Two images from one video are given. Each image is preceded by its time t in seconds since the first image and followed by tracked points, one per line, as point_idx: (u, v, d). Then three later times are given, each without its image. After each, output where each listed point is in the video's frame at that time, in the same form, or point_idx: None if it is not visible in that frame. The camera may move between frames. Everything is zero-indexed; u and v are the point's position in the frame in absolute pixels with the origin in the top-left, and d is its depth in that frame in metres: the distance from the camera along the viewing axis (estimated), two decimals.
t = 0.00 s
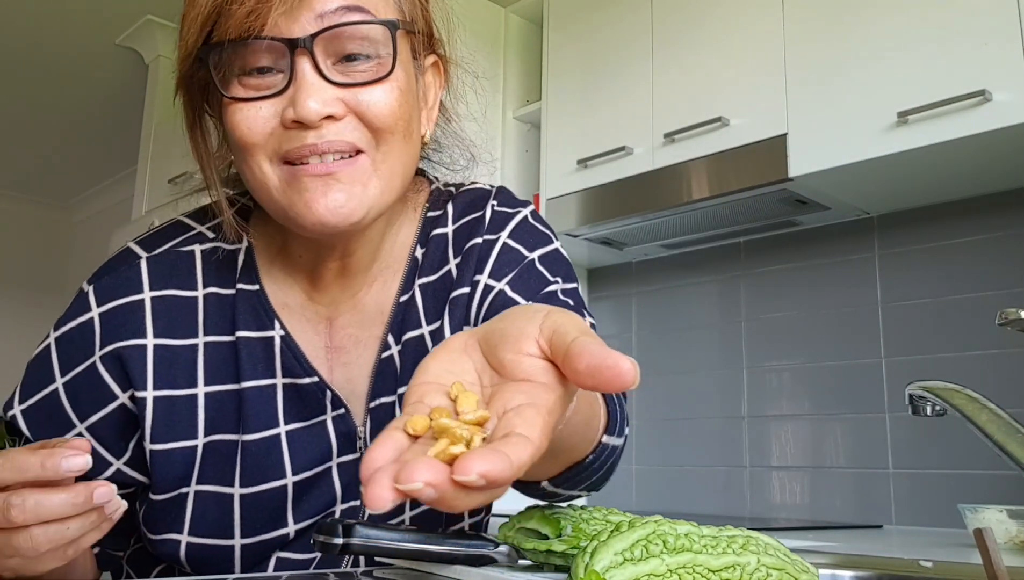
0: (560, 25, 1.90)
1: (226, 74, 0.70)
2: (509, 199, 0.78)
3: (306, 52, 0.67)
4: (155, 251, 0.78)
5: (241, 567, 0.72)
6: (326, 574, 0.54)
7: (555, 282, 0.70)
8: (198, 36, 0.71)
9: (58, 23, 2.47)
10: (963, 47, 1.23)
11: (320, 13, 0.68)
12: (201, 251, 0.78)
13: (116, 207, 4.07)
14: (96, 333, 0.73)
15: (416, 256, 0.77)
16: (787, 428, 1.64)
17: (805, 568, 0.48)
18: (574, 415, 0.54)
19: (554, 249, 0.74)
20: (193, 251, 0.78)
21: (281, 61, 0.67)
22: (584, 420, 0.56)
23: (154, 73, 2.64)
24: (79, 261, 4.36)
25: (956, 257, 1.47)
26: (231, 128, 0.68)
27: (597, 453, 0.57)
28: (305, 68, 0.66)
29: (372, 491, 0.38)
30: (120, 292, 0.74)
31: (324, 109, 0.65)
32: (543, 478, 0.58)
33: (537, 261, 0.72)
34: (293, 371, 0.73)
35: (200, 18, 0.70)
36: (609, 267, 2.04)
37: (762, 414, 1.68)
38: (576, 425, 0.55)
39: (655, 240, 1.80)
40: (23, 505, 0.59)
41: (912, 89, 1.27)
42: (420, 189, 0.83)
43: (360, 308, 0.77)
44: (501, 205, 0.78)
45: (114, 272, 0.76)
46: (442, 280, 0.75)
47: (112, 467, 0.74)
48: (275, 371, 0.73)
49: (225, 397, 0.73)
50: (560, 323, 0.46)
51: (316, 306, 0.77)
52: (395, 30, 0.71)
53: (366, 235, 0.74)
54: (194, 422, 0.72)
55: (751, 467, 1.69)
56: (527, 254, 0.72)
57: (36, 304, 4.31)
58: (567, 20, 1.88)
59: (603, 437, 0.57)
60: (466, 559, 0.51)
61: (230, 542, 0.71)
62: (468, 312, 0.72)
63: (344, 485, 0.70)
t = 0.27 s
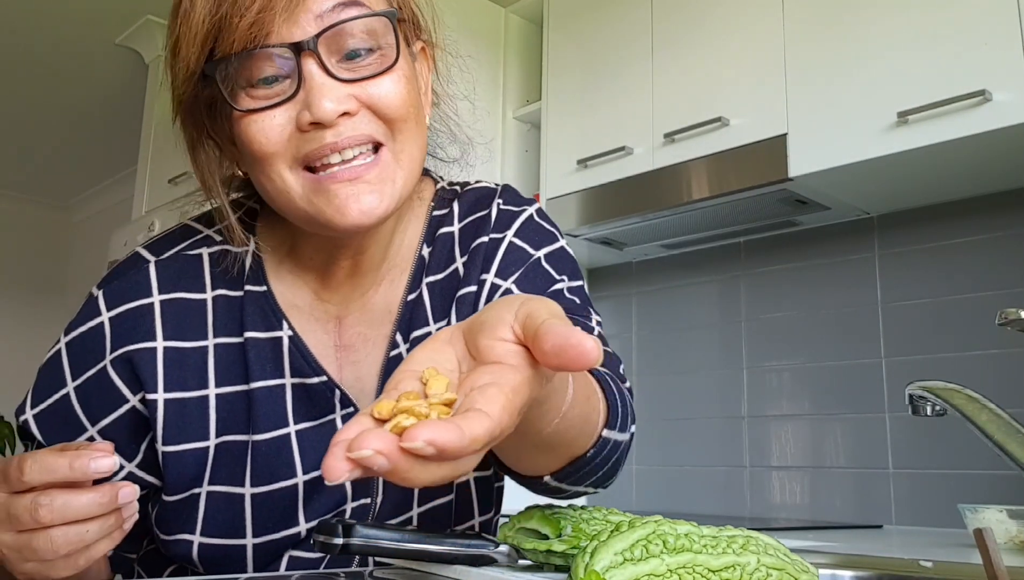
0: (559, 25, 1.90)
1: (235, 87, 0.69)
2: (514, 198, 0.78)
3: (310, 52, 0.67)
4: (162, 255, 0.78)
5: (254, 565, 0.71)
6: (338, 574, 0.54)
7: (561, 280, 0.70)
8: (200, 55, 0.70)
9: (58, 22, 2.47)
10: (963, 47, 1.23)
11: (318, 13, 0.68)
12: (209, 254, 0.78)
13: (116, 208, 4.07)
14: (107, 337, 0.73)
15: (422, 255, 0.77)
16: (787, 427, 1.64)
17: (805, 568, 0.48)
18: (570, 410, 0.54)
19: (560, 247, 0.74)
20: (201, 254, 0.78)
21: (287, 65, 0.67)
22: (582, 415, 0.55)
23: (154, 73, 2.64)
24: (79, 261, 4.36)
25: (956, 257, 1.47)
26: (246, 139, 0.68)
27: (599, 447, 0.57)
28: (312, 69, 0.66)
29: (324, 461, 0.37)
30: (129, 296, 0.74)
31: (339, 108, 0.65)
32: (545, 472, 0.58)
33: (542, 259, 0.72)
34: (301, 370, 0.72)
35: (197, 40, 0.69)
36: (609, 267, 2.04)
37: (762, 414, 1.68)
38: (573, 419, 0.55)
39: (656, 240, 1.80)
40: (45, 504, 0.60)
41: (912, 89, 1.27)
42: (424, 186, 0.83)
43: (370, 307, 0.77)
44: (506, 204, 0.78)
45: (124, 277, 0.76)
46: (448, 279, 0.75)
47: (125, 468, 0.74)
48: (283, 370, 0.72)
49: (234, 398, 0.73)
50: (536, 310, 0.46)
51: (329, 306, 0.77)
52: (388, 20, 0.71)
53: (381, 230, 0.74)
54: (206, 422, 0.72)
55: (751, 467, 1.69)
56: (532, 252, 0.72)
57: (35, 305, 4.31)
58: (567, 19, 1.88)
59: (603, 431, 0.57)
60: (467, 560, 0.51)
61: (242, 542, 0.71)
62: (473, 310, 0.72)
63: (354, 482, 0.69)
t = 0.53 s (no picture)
0: (559, 26, 1.90)
1: (218, 91, 0.69)
2: (513, 193, 0.79)
3: (292, 54, 0.66)
4: (161, 260, 0.79)
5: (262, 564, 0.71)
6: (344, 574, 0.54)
7: (561, 275, 0.71)
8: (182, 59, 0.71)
9: (58, 23, 2.47)
10: (963, 47, 1.23)
11: (299, 14, 0.67)
12: (209, 259, 0.79)
13: (116, 208, 4.06)
14: (109, 343, 0.74)
15: (422, 252, 0.77)
16: (787, 427, 1.64)
17: (806, 568, 0.48)
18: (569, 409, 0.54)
19: (559, 242, 0.74)
20: (199, 259, 0.79)
21: (269, 68, 0.67)
22: (580, 415, 0.55)
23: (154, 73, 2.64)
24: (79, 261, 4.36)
25: (956, 257, 1.47)
26: (232, 144, 0.68)
27: (599, 446, 0.57)
28: (294, 71, 0.66)
29: (312, 471, 0.37)
30: (130, 302, 0.75)
31: (321, 109, 0.65)
32: (548, 472, 0.58)
33: (542, 255, 0.72)
34: (304, 370, 0.72)
35: (180, 45, 0.70)
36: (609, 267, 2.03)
37: (762, 414, 1.68)
38: (571, 419, 0.55)
39: (656, 240, 1.80)
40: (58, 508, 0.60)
41: (912, 89, 1.27)
42: (421, 183, 0.82)
43: (371, 306, 0.77)
44: (505, 200, 0.78)
45: (123, 282, 0.76)
46: (450, 276, 0.76)
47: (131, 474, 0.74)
48: (286, 372, 0.72)
49: (237, 400, 0.73)
50: (525, 312, 0.46)
51: (328, 304, 0.77)
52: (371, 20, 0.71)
53: (377, 230, 0.74)
54: (209, 424, 0.72)
55: (751, 467, 1.69)
56: (532, 248, 0.73)
57: (35, 305, 4.30)
58: (568, 19, 1.88)
59: (603, 428, 0.57)
60: (467, 560, 0.51)
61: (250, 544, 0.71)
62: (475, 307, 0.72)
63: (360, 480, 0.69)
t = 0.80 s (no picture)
0: (559, 25, 1.90)
1: (205, 91, 0.69)
2: (509, 191, 0.78)
3: (275, 50, 0.66)
4: (159, 265, 0.79)
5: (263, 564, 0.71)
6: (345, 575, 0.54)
7: (557, 275, 0.71)
8: (166, 63, 0.71)
9: (59, 23, 2.47)
10: (963, 47, 1.23)
11: (281, 9, 0.67)
12: (205, 261, 0.78)
13: (116, 208, 4.06)
14: (107, 348, 0.74)
15: (419, 251, 0.77)
16: (787, 428, 1.64)
17: (806, 568, 0.48)
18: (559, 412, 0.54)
19: (555, 240, 0.74)
20: (196, 261, 0.78)
21: (254, 66, 0.67)
22: (571, 416, 0.55)
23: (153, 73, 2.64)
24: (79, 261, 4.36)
25: (956, 257, 1.47)
26: (223, 145, 0.68)
27: (592, 448, 0.57)
28: (279, 67, 0.66)
29: (286, 479, 0.37)
30: (127, 307, 0.75)
31: (309, 103, 0.65)
32: (540, 474, 0.58)
33: (539, 254, 0.72)
34: (301, 372, 0.72)
35: (162, 48, 0.70)
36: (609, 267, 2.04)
37: (762, 414, 1.68)
38: (561, 421, 0.54)
39: (655, 240, 1.80)
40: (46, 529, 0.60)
41: (912, 89, 1.27)
42: (417, 182, 0.82)
43: (367, 306, 0.77)
44: (501, 198, 0.78)
45: (121, 287, 0.77)
46: (447, 276, 0.75)
47: (129, 479, 0.75)
48: (283, 374, 0.72)
49: (235, 404, 0.73)
50: (505, 316, 0.46)
51: (324, 304, 0.77)
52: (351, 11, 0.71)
53: (375, 225, 0.74)
54: (208, 428, 0.72)
55: (751, 467, 1.69)
56: (529, 247, 0.73)
57: (35, 305, 4.30)
58: (567, 19, 1.88)
59: (596, 431, 0.57)
60: (468, 560, 0.51)
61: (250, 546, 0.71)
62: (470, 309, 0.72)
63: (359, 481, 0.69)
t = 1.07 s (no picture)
0: (559, 25, 1.90)
1: (194, 94, 0.69)
2: (504, 192, 0.78)
3: (263, 51, 0.66)
4: (152, 270, 0.79)
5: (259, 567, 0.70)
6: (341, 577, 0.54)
7: (553, 277, 0.70)
8: (153, 67, 0.71)
9: (58, 23, 2.47)
10: (965, 46, 1.22)
11: (267, 11, 0.67)
12: (197, 267, 0.78)
13: (116, 207, 4.06)
14: (101, 352, 0.74)
15: (414, 253, 0.76)
16: (788, 428, 1.64)
17: (807, 569, 0.47)
18: (551, 417, 0.53)
19: (551, 242, 0.74)
20: (189, 265, 0.78)
21: (241, 68, 0.67)
22: (564, 422, 0.55)
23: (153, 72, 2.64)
24: (80, 261, 4.36)
25: (957, 257, 1.46)
26: (212, 146, 0.68)
27: (584, 454, 0.57)
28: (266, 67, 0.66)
29: (269, 492, 0.37)
30: (121, 310, 0.75)
31: (295, 102, 0.65)
32: (531, 481, 0.57)
33: (534, 256, 0.72)
34: (296, 375, 0.71)
35: (149, 52, 0.70)
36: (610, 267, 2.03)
37: (763, 415, 1.68)
38: (553, 427, 0.54)
39: (655, 240, 1.80)
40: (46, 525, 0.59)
41: (914, 88, 1.27)
42: (412, 183, 0.82)
43: (361, 307, 0.76)
44: (496, 200, 0.77)
45: (116, 291, 0.77)
46: (443, 276, 0.75)
47: (124, 484, 0.75)
48: (277, 377, 0.72)
49: (230, 408, 0.72)
50: (493, 332, 0.45)
51: (319, 305, 0.77)
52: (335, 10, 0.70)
53: (368, 224, 0.73)
54: (203, 431, 0.72)
55: (751, 468, 1.68)
56: (524, 248, 0.72)
57: (35, 304, 4.30)
58: (568, 18, 1.88)
59: (588, 437, 0.56)
60: (466, 560, 0.51)
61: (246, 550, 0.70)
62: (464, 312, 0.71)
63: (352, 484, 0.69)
